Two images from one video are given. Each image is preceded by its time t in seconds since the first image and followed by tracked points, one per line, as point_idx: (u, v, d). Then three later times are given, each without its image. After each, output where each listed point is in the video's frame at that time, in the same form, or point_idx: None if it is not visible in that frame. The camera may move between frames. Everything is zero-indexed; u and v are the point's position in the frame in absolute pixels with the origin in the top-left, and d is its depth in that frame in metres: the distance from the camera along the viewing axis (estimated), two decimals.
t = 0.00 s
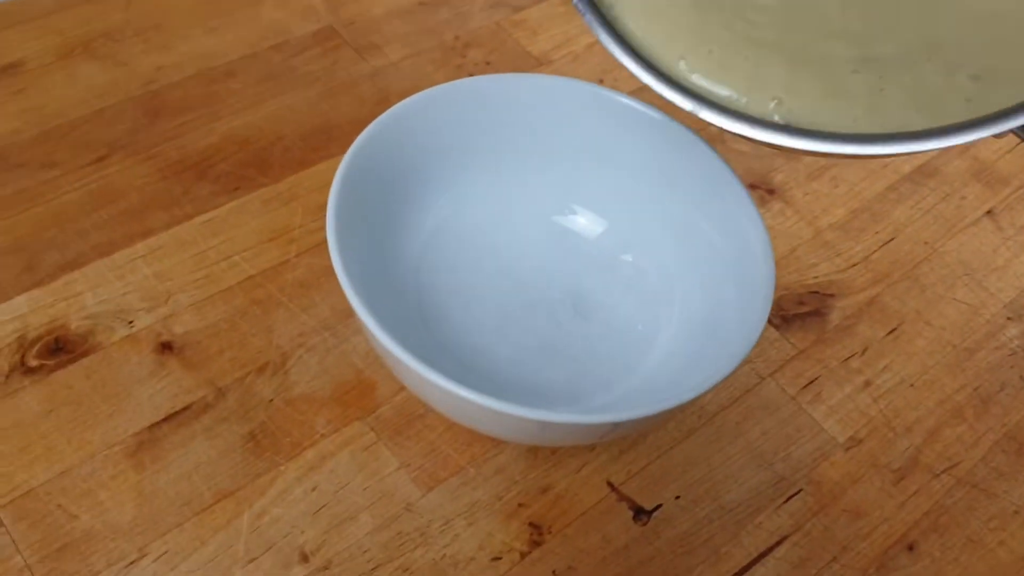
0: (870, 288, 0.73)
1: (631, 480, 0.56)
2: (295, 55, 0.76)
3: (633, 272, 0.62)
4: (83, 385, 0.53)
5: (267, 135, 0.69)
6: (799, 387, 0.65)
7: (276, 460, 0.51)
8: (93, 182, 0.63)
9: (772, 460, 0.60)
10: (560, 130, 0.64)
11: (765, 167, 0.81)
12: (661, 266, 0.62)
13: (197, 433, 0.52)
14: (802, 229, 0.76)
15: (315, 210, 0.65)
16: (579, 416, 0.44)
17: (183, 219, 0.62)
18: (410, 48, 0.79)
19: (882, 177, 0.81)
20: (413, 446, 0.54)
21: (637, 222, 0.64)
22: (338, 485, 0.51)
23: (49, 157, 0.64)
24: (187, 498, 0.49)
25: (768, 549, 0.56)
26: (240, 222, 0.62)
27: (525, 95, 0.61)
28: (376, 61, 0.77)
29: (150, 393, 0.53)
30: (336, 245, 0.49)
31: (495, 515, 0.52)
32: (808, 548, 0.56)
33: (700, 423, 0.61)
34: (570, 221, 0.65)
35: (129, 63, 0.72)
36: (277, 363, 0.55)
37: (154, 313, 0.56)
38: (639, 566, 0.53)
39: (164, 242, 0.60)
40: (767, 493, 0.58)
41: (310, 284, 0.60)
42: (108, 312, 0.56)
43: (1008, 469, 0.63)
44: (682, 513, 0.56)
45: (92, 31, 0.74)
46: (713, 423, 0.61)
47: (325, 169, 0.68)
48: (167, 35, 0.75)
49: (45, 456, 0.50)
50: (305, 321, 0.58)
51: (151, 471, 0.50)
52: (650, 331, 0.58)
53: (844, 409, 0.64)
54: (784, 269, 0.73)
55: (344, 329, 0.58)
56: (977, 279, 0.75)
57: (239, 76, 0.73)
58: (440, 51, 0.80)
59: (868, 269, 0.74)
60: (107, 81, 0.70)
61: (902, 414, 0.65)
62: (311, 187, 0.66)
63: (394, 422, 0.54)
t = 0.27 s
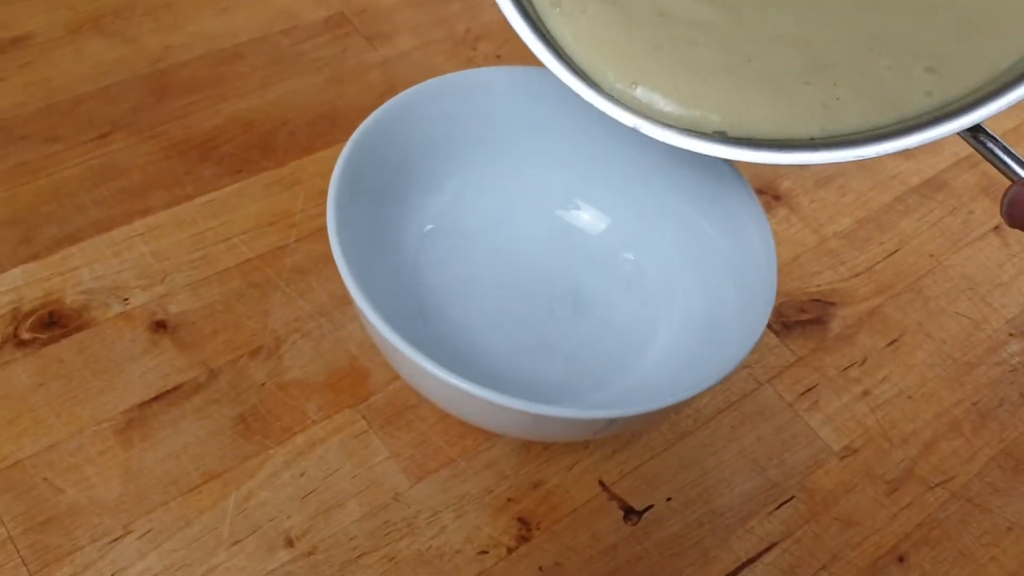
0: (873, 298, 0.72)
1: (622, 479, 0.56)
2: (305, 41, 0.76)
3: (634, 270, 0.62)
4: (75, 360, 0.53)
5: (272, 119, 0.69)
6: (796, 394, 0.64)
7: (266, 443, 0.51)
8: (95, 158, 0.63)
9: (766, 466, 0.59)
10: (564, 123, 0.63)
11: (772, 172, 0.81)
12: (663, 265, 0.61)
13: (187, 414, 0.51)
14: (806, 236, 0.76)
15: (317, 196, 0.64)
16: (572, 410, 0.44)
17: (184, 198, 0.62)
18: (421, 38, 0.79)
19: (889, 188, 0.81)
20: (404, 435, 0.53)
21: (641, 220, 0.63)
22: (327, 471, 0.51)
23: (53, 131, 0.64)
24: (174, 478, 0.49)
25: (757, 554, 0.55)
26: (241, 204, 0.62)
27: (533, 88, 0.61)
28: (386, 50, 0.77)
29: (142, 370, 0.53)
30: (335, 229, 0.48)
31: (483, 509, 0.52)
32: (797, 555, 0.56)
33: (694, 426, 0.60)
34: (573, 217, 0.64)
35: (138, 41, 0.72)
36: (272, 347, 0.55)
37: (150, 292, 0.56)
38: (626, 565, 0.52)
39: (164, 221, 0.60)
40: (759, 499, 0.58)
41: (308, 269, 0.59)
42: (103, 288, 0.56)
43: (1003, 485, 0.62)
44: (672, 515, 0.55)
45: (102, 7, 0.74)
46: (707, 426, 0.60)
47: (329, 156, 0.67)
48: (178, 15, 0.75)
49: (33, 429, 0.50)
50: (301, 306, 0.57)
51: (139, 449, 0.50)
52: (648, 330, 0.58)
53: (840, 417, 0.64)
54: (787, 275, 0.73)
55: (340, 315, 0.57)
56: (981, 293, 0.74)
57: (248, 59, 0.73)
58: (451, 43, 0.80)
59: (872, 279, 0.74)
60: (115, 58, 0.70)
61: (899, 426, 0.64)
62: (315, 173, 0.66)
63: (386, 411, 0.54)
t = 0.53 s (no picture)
0: (879, 290, 0.72)
1: (623, 459, 0.56)
2: (317, 16, 0.75)
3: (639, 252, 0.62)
4: (77, 321, 0.52)
5: (282, 92, 0.68)
6: (799, 382, 0.64)
7: (265, 410, 0.51)
8: (102, 123, 0.63)
9: (767, 451, 0.59)
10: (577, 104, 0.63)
11: (781, 162, 0.80)
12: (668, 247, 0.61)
13: (187, 378, 0.51)
14: (814, 226, 0.75)
15: (324, 168, 0.64)
16: (574, 382, 0.43)
17: (191, 166, 0.61)
18: (433, 18, 0.79)
19: (899, 182, 0.80)
20: (404, 407, 0.53)
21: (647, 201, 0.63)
22: (326, 440, 0.51)
23: (61, 95, 0.64)
24: (172, 441, 0.49)
25: (756, 538, 0.55)
26: (248, 174, 0.62)
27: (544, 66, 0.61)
28: (398, 28, 0.77)
29: (143, 334, 0.52)
30: (341, 196, 0.48)
31: (482, 483, 0.52)
32: (796, 540, 0.55)
33: (696, 409, 0.60)
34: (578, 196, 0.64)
35: (149, 9, 0.72)
36: (274, 315, 0.55)
37: (154, 257, 0.56)
38: (624, 544, 0.52)
39: (170, 188, 0.60)
40: (759, 483, 0.57)
41: (313, 240, 0.59)
42: (107, 251, 0.56)
43: (1006, 480, 0.62)
44: (671, 496, 0.55)
45: None
46: (710, 410, 0.60)
47: (338, 130, 0.67)
48: None
49: (32, 388, 0.49)
50: (305, 276, 0.57)
51: (138, 411, 0.50)
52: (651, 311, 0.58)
53: (843, 406, 0.63)
54: (794, 264, 0.72)
55: (344, 286, 0.57)
56: (988, 289, 0.73)
57: (259, 32, 0.72)
58: (463, 24, 0.79)
59: (879, 271, 0.73)
60: (126, 25, 0.70)
61: (902, 417, 0.64)
62: (323, 146, 0.65)
63: (387, 382, 0.54)
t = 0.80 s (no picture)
0: (889, 307, 0.72)
1: (631, 472, 0.56)
2: (335, 27, 0.76)
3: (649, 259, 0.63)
4: (94, 325, 0.53)
5: (299, 101, 0.69)
6: (808, 398, 0.64)
7: (279, 417, 0.51)
8: (122, 130, 0.63)
9: (775, 466, 0.59)
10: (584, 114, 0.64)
11: (793, 178, 0.81)
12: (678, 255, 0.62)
13: (202, 384, 0.52)
14: (825, 243, 0.76)
15: (339, 177, 0.65)
16: (587, 393, 0.44)
17: (209, 174, 0.62)
18: (449, 31, 0.80)
19: (910, 200, 0.81)
20: (415, 416, 0.54)
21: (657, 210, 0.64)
22: (338, 447, 0.51)
23: (82, 102, 0.65)
24: (186, 446, 0.49)
25: (763, 553, 0.55)
26: (265, 182, 0.63)
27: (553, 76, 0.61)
28: (415, 41, 0.78)
29: (159, 339, 0.53)
30: (359, 207, 0.48)
31: (491, 493, 0.52)
32: (803, 556, 0.55)
33: (705, 423, 0.60)
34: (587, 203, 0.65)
35: (170, 19, 0.73)
36: (289, 323, 0.55)
37: (171, 263, 0.57)
38: (632, 556, 0.52)
39: (188, 195, 0.60)
40: (767, 498, 0.57)
41: (328, 248, 0.60)
42: (125, 257, 0.56)
43: (1014, 499, 0.62)
44: (679, 509, 0.55)
45: None
46: (719, 424, 0.60)
47: (354, 140, 0.68)
48: None
49: (50, 391, 0.50)
50: (319, 285, 0.58)
51: (153, 416, 0.50)
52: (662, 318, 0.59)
53: (852, 422, 0.63)
54: (804, 280, 0.72)
55: (358, 295, 0.58)
56: (998, 308, 0.74)
57: (278, 42, 0.73)
58: (479, 37, 0.80)
59: (889, 288, 0.73)
60: (147, 34, 0.71)
61: (910, 434, 0.64)
62: (339, 156, 0.66)
63: (399, 391, 0.54)
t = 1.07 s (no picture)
0: (879, 326, 0.73)
1: (623, 491, 0.57)
2: (332, 53, 0.78)
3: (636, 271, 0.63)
4: (94, 349, 0.54)
5: (297, 127, 0.71)
6: (799, 416, 0.65)
7: (274, 438, 0.52)
8: (122, 156, 0.65)
9: (765, 484, 0.60)
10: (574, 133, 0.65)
11: (783, 199, 0.82)
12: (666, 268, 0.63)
13: (199, 406, 0.53)
14: (815, 262, 0.77)
15: (335, 201, 0.66)
16: (576, 413, 0.44)
17: (207, 199, 0.63)
18: (445, 56, 0.81)
19: (900, 220, 0.82)
20: (409, 437, 0.54)
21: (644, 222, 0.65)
22: (332, 468, 0.52)
23: (83, 129, 0.66)
24: (182, 468, 0.50)
25: (753, 571, 0.56)
26: (262, 207, 0.64)
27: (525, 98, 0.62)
28: (411, 66, 0.79)
29: (157, 362, 0.54)
30: (352, 232, 0.49)
31: (484, 512, 0.53)
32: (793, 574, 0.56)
33: (696, 442, 0.61)
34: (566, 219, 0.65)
35: (170, 47, 0.74)
36: (285, 345, 0.56)
37: (169, 287, 0.58)
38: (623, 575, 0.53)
39: (186, 220, 0.62)
40: (758, 516, 0.58)
41: (324, 271, 0.61)
42: (124, 281, 0.57)
43: (1003, 516, 0.62)
44: (670, 528, 0.56)
45: (138, 14, 0.76)
46: (709, 443, 0.61)
47: (350, 164, 0.69)
48: (210, 24, 0.77)
49: (49, 414, 0.51)
50: (315, 307, 0.59)
51: (151, 438, 0.51)
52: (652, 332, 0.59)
53: (842, 440, 0.64)
54: (794, 300, 0.73)
55: (353, 317, 0.59)
56: (987, 326, 0.74)
57: (276, 69, 0.75)
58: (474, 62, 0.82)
59: (879, 307, 0.74)
60: (147, 62, 0.72)
61: (900, 452, 0.65)
62: (335, 180, 0.67)
63: (393, 412, 0.55)
